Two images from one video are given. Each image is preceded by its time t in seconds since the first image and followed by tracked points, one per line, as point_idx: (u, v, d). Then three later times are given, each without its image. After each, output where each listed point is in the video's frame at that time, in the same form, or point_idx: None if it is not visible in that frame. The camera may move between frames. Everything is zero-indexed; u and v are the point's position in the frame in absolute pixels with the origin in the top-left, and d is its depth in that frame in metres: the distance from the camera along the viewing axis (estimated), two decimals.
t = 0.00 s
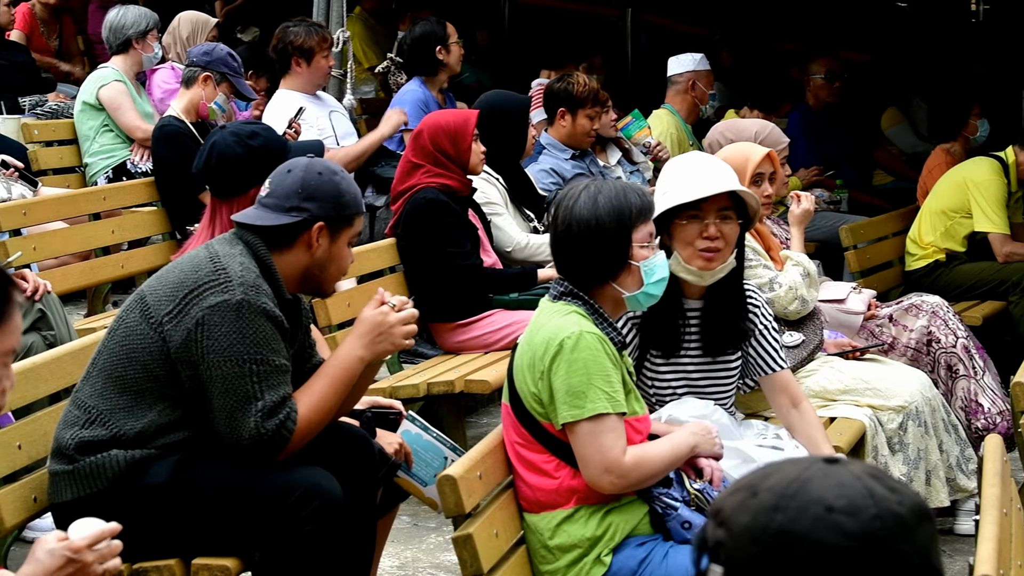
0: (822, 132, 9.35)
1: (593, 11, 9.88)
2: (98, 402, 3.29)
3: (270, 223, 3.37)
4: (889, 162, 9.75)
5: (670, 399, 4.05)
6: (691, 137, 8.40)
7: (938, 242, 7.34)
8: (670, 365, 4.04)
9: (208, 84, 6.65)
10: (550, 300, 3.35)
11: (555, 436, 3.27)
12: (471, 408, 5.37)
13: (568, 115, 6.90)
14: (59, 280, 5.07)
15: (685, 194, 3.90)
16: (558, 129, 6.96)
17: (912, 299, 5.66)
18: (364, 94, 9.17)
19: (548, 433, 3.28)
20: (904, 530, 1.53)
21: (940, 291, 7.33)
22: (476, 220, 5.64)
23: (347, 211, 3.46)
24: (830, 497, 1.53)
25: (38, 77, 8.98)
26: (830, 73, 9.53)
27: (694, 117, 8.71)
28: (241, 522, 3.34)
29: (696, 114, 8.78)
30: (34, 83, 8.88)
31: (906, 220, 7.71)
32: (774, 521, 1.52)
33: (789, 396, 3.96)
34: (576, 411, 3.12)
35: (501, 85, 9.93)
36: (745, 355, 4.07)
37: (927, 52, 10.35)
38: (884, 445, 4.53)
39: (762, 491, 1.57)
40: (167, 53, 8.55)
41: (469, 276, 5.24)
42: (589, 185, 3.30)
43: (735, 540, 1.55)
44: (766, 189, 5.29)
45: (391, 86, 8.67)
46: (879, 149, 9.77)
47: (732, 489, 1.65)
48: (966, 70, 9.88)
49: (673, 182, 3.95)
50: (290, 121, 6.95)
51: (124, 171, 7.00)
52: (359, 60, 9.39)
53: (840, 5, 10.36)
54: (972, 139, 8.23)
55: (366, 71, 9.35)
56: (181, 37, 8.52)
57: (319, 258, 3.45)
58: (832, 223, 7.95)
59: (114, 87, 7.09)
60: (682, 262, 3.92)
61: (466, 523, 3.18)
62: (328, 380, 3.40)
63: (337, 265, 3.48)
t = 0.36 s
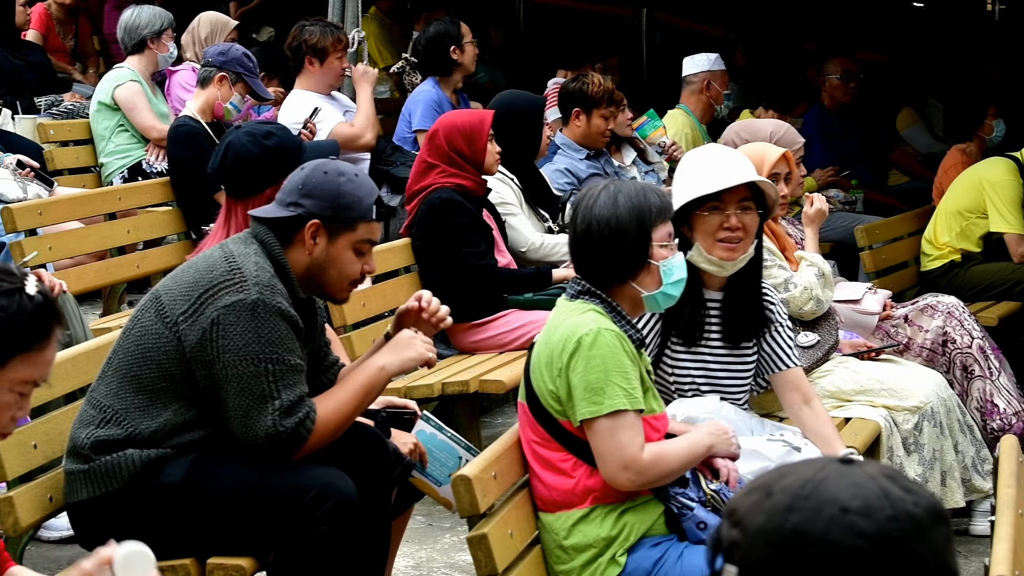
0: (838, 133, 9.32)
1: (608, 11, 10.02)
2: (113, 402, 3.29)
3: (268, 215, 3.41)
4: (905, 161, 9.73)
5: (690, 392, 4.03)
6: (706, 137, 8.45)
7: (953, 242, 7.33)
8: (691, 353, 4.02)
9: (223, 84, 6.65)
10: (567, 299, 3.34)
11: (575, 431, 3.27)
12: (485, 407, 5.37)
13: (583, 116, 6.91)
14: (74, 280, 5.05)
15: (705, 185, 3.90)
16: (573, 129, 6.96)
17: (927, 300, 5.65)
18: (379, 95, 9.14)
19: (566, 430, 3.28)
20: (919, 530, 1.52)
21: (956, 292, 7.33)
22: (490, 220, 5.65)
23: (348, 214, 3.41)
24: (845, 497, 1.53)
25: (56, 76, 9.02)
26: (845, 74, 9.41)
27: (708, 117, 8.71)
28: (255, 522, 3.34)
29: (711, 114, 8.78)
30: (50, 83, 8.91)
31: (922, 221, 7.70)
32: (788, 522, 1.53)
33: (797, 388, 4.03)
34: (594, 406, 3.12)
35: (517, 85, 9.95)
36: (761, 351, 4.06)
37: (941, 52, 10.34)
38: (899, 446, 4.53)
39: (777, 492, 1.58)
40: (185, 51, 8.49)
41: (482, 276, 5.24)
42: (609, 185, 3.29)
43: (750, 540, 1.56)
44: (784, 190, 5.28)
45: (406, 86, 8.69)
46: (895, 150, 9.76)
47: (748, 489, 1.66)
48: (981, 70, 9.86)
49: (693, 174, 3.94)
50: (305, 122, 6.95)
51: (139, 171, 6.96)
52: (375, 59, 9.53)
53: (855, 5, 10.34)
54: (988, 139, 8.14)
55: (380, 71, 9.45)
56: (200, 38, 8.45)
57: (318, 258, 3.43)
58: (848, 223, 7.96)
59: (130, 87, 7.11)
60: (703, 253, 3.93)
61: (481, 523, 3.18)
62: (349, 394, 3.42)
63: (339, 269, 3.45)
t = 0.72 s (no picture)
0: (853, 134, 9.30)
1: (622, 11, 10.14)
2: (127, 402, 3.29)
3: (282, 217, 3.41)
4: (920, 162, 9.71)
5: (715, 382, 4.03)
6: (720, 138, 8.40)
7: (968, 243, 7.30)
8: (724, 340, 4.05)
9: (238, 84, 6.67)
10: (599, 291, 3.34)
11: (600, 421, 3.26)
12: (499, 407, 5.37)
13: (597, 116, 6.92)
14: (90, 280, 5.06)
15: (750, 182, 3.89)
16: (587, 129, 6.97)
17: (941, 300, 5.65)
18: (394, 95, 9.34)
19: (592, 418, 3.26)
20: (934, 531, 1.53)
21: (970, 292, 7.32)
22: (504, 220, 5.65)
23: (362, 216, 3.40)
24: (860, 497, 1.54)
25: (71, 77, 9.05)
26: (861, 74, 9.33)
27: (723, 117, 8.71)
28: (270, 523, 3.35)
29: (726, 114, 8.78)
30: (65, 83, 8.94)
31: (936, 221, 7.70)
32: (803, 522, 1.55)
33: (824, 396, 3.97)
34: (669, 368, 3.15)
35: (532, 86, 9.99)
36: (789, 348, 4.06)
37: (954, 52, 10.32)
38: (914, 447, 4.54)
39: (791, 492, 1.59)
40: (201, 51, 8.49)
41: (496, 276, 5.25)
42: (644, 185, 3.38)
43: (765, 540, 1.57)
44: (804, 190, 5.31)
45: (420, 86, 8.70)
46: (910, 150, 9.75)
47: (762, 489, 1.68)
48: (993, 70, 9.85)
49: (739, 169, 3.93)
50: (320, 121, 6.96)
51: (154, 171, 6.98)
52: (389, 60, 9.55)
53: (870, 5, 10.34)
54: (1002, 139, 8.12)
55: (395, 71, 9.50)
56: (222, 38, 8.31)
57: (331, 261, 3.42)
58: (862, 223, 7.98)
59: (145, 88, 7.12)
60: (742, 248, 3.95)
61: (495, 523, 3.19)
62: (363, 392, 3.42)
63: (352, 272, 3.43)
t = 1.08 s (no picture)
0: (866, 134, 9.29)
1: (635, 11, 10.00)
2: (141, 402, 3.30)
3: (292, 217, 3.41)
4: (933, 162, 9.68)
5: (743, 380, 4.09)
6: (732, 137, 8.35)
7: (981, 243, 7.28)
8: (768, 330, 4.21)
9: (250, 84, 6.67)
10: (630, 284, 3.42)
11: (626, 406, 3.31)
12: (512, 408, 5.37)
13: (609, 116, 6.92)
14: (103, 280, 5.07)
15: (792, 182, 4.00)
16: (599, 130, 6.97)
17: (954, 301, 5.64)
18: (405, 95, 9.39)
19: (621, 407, 3.31)
20: (947, 532, 1.53)
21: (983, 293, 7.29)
22: (516, 220, 5.67)
23: (373, 216, 3.39)
24: (873, 498, 1.54)
25: (85, 77, 9.08)
26: (873, 74, 9.34)
27: (736, 118, 8.70)
28: (282, 523, 3.35)
29: (738, 115, 8.77)
30: (78, 83, 8.96)
31: (949, 221, 7.68)
32: (817, 523, 1.55)
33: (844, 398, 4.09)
34: (705, 342, 3.25)
35: (545, 86, 9.99)
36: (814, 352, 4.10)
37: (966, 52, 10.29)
38: (927, 448, 4.53)
39: (804, 492, 1.59)
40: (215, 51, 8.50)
41: (508, 276, 5.25)
42: (675, 185, 3.46)
43: (778, 541, 1.58)
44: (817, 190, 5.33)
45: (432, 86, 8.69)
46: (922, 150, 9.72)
47: (775, 489, 1.68)
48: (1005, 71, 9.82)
49: (777, 171, 4.06)
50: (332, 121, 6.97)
51: (166, 170, 7.00)
52: (401, 60, 9.56)
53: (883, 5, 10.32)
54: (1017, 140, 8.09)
55: (407, 72, 9.53)
56: (237, 38, 8.30)
57: (342, 260, 3.42)
58: (875, 224, 7.97)
59: (158, 88, 7.12)
60: (783, 248, 4.09)
61: (507, 523, 3.19)
62: (374, 392, 3.42)
63: (363, 271, 3.43)
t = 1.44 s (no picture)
0: (878, 134, 9.28)
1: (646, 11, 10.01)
2: (154, 402, 3.32)
3: (305, 216, 3.41)
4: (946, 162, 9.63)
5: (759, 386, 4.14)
6: (746, 137, 8.37)
7: (994, 243, 7.24)
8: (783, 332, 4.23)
9: (263, 84, 6.67)
10: (644, 284, 3.43)
11: (639, 403, 3.31)
12: (523, 408, 5.37)
13: (622, 116, 6.93)
14: (116, 280, 5.08)
15: (818, 178, 4.08)
16: (612, 129, 6.98)
17: (967, 301, 5.64)
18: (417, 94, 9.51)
19: (635, 404, 3.31)
20: (961, 534, 1.52)
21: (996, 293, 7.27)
22: (528, 220, 5.67)
23: (386, 216, 3.40)
24: (886, 499, 1.54)
25: (99, 76, 9.13)
26: (887, 74, 9.29)
27: (747, 118, 8.71)
28: (295, 523, 3.36)
29: (750, 116, 8.78)
30: (92, 83, 9.01)
31: (962, 221, 7.67)
32: (830, 523, 1.55)
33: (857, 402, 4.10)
34: (716, 341, 3.25)
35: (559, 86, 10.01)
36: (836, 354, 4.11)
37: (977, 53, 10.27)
38: (940, 448, 4.55)
39: (817, 493, 1.59)
40: (230, 51, 8.52)
41: (520, 276, 5.27)
42: (687, 185, 3.48)
43: (791, 542, 1.58)
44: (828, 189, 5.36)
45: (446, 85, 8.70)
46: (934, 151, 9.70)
47: (788, 490, 1.68)
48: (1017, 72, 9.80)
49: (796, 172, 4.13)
50: (344, 121, 6.97)
51: (179, 170, 6.98)
52: (414, 60, 9.64)
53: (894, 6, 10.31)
54: None
55: (421, 71, 9.61)
56: (251, 38, 8.30)
57: (355, 260, 3.42)
58: (887, 224, 7.98)
59: (171, 87, 7.14)
60: (814, 247, 4.12)
61: (519, 523, 3.19)
62: (387, 391, 3.42)
63: (377, 271, 3.43)
